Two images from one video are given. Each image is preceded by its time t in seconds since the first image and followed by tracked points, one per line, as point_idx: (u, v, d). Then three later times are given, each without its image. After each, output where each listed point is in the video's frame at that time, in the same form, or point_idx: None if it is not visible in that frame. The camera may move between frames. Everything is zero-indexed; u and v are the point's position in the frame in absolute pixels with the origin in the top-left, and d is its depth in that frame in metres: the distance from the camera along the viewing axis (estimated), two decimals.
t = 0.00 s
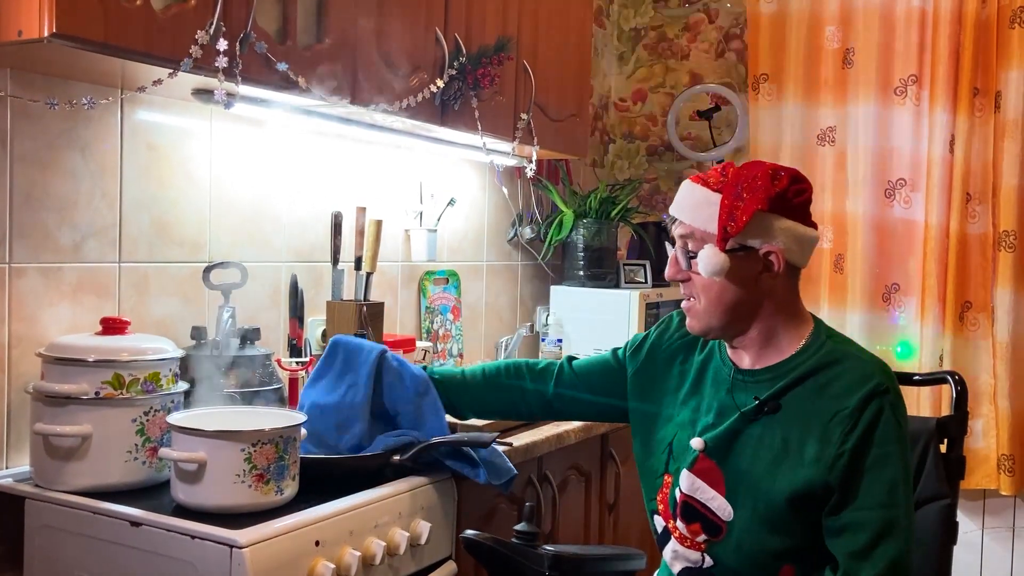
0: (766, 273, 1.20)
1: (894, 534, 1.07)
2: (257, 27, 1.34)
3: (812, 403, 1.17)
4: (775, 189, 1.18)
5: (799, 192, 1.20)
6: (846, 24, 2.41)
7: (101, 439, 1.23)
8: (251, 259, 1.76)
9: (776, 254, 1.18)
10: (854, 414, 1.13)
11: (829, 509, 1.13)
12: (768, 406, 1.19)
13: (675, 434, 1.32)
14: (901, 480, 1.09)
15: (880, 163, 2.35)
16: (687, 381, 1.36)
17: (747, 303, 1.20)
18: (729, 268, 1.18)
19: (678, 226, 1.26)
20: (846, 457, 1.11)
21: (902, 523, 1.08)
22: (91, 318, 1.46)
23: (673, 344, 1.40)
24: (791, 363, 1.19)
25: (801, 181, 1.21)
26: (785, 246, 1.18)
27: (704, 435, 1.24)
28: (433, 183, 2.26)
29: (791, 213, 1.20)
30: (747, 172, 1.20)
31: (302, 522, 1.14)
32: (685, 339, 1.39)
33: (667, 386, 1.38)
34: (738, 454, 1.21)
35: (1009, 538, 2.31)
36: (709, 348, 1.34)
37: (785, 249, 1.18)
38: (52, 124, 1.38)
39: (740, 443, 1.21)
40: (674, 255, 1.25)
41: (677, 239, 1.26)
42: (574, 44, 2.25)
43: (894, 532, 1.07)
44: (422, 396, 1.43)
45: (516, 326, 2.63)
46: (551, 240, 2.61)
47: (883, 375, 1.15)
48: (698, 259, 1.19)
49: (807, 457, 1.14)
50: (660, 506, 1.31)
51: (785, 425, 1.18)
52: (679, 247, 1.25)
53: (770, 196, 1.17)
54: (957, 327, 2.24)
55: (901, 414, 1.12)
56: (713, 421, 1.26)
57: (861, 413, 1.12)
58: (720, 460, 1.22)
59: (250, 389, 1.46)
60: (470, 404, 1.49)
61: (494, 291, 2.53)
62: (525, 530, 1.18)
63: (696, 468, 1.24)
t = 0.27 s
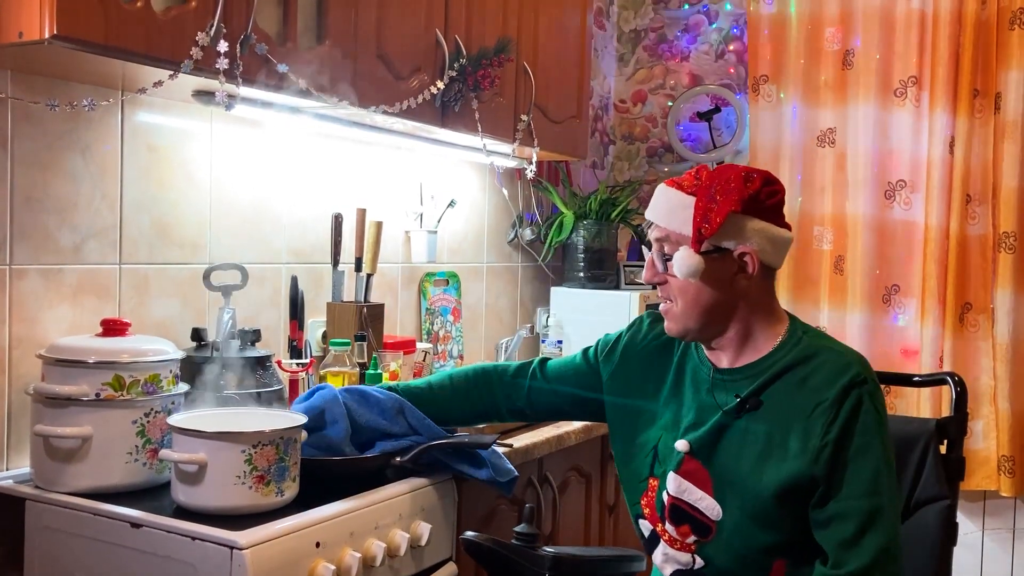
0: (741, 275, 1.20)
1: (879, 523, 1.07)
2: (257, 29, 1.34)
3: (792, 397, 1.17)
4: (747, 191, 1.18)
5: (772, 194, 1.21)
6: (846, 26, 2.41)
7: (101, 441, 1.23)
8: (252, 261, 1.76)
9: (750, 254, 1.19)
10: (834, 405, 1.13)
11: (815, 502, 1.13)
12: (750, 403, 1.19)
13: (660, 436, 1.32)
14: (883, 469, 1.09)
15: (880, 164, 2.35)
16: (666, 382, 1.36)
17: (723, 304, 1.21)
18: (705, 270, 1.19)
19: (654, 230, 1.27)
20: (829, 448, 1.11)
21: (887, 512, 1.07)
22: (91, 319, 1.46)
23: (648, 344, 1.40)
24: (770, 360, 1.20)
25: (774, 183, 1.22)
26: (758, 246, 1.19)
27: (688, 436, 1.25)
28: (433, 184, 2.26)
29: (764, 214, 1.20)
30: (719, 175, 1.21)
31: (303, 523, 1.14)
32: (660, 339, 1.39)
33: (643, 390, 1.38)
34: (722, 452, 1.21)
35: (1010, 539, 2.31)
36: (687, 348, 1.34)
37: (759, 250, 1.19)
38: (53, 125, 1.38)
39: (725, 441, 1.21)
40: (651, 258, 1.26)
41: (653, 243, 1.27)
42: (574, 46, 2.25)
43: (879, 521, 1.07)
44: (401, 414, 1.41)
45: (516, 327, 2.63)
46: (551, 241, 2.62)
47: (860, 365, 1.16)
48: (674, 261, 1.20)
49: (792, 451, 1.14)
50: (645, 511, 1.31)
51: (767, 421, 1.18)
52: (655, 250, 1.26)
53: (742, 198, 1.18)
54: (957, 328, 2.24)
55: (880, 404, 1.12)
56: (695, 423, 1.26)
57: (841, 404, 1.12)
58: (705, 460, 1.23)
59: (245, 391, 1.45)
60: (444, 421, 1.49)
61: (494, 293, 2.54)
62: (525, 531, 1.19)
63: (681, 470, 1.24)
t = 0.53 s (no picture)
0: (735, 276, 1.21)
1: (868, 513, 1.08)
2: (257, 31, 1.34)
3: (781, 391, 1.17)
4: (745, 192, 1.19)
5: (768, 196, 1.21)
6: (845, 27, 2.41)
7: (101, 443, 1.23)
8: (251, 262, 1.76)
9: (746, 256, 1.20)
10: (823, 398, 1.13)
11: (806, 496, 1.13)
12: (739, 398, 1.20)
13: (649, 434, 1.32)
14: (873, 459, 1.10)
15: (879, 166, 2.35)
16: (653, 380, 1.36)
17: (717, 304, 1.20)
18: (702, 271, 1.18)
19: (649, 228, 1.26)
20: (820, 441, 1.12)
21: (876, 502, 1.09)
22: (91, 321, 1.46)
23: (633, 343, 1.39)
24: (758, 355, 1.21)
25: (769, 185, 1.23)
26: (754, 248, 1.19)
27: (678, 433, 1.25)
28: (432, 186, 2.26)
29: (759, 216, 1.21)
30: (716, 176, 1.21)
31: (303, 525, 1.14)
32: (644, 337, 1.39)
33: (629, 389, 1.38)
34: (713, 448, 1.21)
35: (1010, 541, 2.31)
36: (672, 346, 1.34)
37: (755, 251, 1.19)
38: (52, 127, 1.38)
39: (716, 437, 1.21)
40: (644, 257, 1.25)
41: (646, 241, 1.26)
42: (574, 48, 2.25)
43: (868, 511, 1.08)
44: (388, 419, 1.40)
45: (516, 329, 2.63)
46: (550, 243, 2.62)
47: (847, 357, 1.17)
48: (671, 262, 1.19)
49: (783, 445, 1.15)
50: (634, 511, 1.31)
51: (757, 416, 1.18)
52: (649, 249, 1.25)
53: (741, 199, 1.18)
54: (957, 330, 2.24)
55: (867, 395, 1.13)
56: (682, 421, 1.26)
57: (830, 397, 1.13)
58: (696, 457, 1.22)
59: (251, 394, 1.46)
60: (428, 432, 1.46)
61: (494, 294, 2.53)
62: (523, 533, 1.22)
63: (674, 466, 1.24)
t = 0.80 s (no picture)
0: (739, 275, 1.21)
1: (869, 509, 1.09)
2: (258, 31, 1.34)
3: (782, 388, 1.17)
4: (753, 191, 1.19)
5: (775, 195, 1.21)
6: (846, 28, 2.41)
7: (101, 443, 1.23)
8: (252, 263, 1.76)
9: (751, 254, 1.19)
10: (823, 395, 1.13)
11: (807, 494, 1.14)
12: (739, 396, 1.20)
13: (650, 432, 1.31)
14: (872, 454, 1.10)
15: (880, 167, 2.35)
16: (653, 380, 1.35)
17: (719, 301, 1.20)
18: (707, 268, 1.18)
19: (654, 225, 1.25)
20: (821, 437, 1.12)
21: (877, 497, 1.09)
22: (91, 321, 1.46)
23: (635, 343, 1.39)
24: (758, 353, 1.21)
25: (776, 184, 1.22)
26: (759, 247, 1.19)
27: (679, 431, 1.25)
28: (433, 186, 2.26)
29: (765, 215, 1.21)
30: (723, 174, 1.21)
31: (304, 526, 1.14)
32: (646, 337, 1.38)
33: (630, 390, 1.37)
34: (714, 446, 1.21)
35: (1011, 542, 2.31)
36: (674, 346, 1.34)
37: (760, 250, 1.19)
38: (53, 128, 1.38)
39: (717, 434, 1.21)
40: (648, 253, 1.25)
41: (651, 238, 1.26)
42: (574, 48, 2.25)
43: (869, 506, 1.09)
44: (398, 413, 1.40)
45: (516, 329, 2.63)
46: (550, 244, 2.61)
47: (846, 352, 1.17)
48: (676, 259, 1.19)
49: (785, 441, 1.15)
50: (636, 509, 1.30)
51: (758, 413, 1.18)
52: (654, 245, 1.25)
53: (748, 198, 1.18)
54: (958, 330, 2.24)
55: (867, 391, 1.14)
56: (683, 420, 1.26)
57: (831, 393, 1.13)
58: (697, 455, 1.22)
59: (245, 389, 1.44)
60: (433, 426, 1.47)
61: (494, 295, 2.53)
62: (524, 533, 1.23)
63: (674, 464, 1.24)
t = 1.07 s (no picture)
0: (741, 275, 1.21)
1: (871, 512, 1.10)
2: (258, 33, 1.35)
3: (788, 390, 1.17)
4: (754, 189, 1.19)
5: (778, 195, 1.21)
6: (845, 29, 2.41)
7: (101, 446, 1.23)
8: (251, 265, 1.76)
9: (752, 253, 1.19)
10: (829, 398, 1.14)
11: (810, 496, 1.14)
12: (744, 397, 1.19)
13: (653, 431, 1.30)
14: (876, 458, 1.11)
15: (879, 168, 2.35)
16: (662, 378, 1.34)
17: (720, 301, 1.21)
18: (706, 266, 1.18)
19: (658, 223, 1.26)
20: (825, 440, 1.12)
21: (879, 500, 1.10)
22: (91, 323, 1.46)
23: (646, 340, 1.38)
24: (764, 354, 1.21)
25: (780, 184, 1.22)
26: (761, 246, 1.19)
27: (683, 430, 1.24)
28: (433, 188, 2.26)
29: (768, 214, 1.21)
30: (726, 172, 1.21)
31: (304, 527, 1.15)
32: (658, 335, 1.38)
33: (639, 389, 1.36)
34: (717, 447, 1.21)
35: (1010, 543, 2.31)
36: (685, 345, 1.33)
37: (762, 249, 1.19)
38: (53, 130, 1.38)
39: (720, 435, 1.21)
40: (653, 251, 1.26)
41: (656, 235, 1.26)
42: (574, 50, 2.26)
43: (871, 509, 1.10)
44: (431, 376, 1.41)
45: (516, 331, 2.63)
46: (550, 245, 2.62)
47: (852, 356, 1.17)
48: (676, 255, 1.19)
49: (788, 443, 1.15)
50: (640, 507, 1.31)
51: (763, 414, 1.18)
52: (658, 243, 1.25)
53: (749, 196, 1.18)
54: (957, 332, 2.24)
55: (873, 394, 1.15)
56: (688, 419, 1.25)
57: (836, 396, 1.14)
58: (699, 455, 1.22)
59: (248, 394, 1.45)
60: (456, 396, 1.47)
61: (494, 296, 2.54)
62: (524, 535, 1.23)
63: (676, 464, 1.23)
